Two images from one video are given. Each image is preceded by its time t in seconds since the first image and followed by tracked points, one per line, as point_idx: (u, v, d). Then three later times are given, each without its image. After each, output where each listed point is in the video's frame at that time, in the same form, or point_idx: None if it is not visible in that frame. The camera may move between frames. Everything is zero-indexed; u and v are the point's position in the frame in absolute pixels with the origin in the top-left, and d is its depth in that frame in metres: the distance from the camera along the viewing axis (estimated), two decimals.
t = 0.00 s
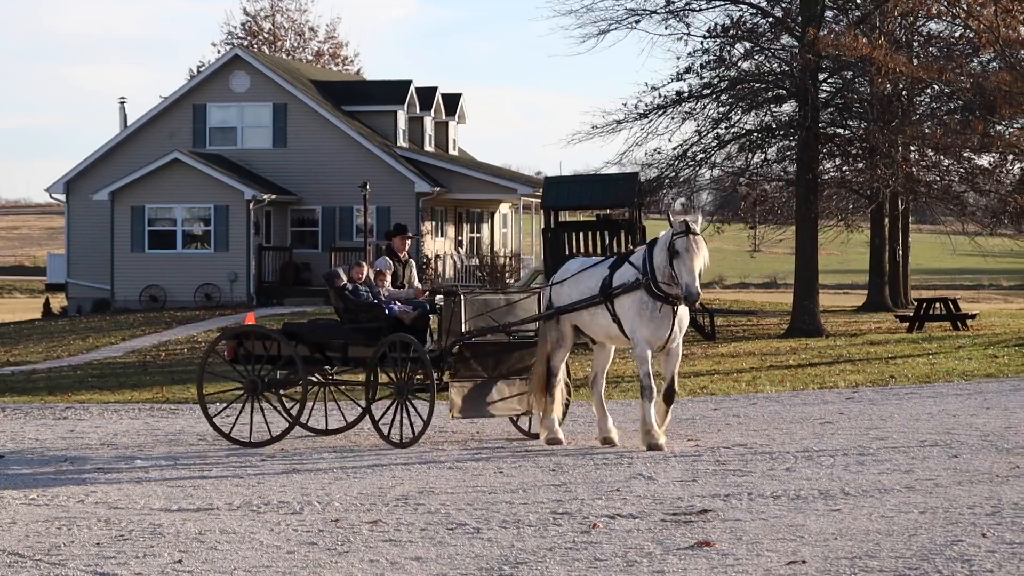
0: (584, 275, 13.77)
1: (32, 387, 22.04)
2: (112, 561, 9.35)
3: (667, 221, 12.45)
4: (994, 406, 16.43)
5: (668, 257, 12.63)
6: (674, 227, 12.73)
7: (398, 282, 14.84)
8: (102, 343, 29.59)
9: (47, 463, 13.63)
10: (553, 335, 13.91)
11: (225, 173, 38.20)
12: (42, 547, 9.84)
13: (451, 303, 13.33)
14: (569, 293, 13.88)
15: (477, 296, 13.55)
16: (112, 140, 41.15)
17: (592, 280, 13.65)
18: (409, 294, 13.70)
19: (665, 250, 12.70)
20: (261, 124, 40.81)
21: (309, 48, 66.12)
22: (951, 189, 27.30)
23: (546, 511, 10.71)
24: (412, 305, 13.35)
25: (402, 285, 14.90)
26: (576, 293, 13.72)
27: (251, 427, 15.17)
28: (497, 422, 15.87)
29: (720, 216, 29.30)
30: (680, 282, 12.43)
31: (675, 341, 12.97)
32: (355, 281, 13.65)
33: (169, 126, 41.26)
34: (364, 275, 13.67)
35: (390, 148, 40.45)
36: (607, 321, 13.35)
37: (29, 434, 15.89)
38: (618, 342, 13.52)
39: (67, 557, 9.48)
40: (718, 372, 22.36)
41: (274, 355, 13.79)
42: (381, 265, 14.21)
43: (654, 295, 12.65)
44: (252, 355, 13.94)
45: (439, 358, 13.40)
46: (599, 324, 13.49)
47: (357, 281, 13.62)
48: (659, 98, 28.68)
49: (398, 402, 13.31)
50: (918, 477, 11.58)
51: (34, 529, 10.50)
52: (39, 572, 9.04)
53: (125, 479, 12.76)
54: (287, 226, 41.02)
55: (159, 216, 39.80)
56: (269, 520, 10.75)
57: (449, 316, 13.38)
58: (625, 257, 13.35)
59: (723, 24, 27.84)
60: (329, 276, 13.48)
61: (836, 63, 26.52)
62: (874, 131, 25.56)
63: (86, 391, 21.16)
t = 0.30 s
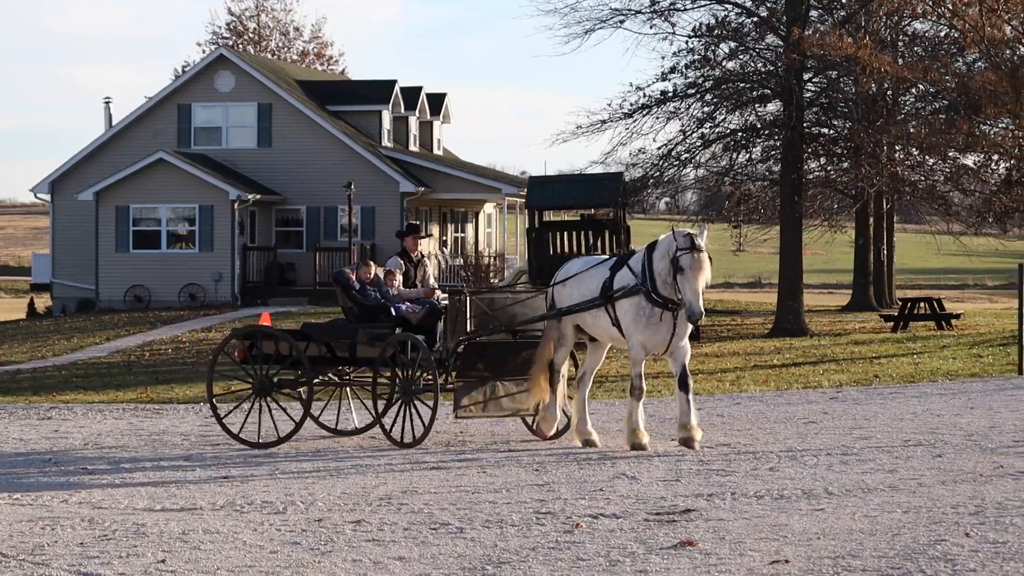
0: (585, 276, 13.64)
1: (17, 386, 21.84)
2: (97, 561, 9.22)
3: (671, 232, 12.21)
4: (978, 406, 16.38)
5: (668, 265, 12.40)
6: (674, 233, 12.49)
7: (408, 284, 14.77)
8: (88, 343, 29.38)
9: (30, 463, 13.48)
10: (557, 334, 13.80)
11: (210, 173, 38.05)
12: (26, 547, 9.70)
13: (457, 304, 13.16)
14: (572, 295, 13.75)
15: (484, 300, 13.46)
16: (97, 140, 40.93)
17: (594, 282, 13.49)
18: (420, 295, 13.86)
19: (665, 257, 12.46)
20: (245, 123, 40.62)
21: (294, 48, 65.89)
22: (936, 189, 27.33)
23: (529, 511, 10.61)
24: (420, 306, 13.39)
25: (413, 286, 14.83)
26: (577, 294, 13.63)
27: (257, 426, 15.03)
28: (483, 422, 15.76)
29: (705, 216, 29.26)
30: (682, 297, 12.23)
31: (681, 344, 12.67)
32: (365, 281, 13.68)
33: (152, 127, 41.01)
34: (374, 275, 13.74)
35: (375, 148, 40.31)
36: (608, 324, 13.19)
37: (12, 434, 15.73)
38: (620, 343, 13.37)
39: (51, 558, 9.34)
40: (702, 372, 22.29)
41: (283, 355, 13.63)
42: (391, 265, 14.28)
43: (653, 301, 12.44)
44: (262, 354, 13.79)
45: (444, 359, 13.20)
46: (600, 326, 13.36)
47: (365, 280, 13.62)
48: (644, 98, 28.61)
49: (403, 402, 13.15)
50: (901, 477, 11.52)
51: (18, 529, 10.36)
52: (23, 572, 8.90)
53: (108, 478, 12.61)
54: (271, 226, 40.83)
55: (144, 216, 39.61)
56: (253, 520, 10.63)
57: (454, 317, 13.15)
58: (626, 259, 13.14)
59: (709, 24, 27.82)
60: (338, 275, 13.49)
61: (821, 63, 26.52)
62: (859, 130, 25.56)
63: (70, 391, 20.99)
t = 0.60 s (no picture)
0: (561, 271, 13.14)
1: None
2: (54, 560, 8.92)
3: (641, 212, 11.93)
4: (933, 405, 16.29)
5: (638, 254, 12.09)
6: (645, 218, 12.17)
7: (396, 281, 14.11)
8: (45, 344, 28.86)
9: None
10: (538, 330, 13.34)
11: (166, 172, 37.56)
12: None
13: (432, 302, 12.91)
14: (545, 291, 13.22)
15: (464, 296, 13.17)
16: (52, 140, 40.38)
17: (565, 278, 13.00)
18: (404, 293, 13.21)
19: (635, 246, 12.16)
20: (202, 123, 40.16)
21: (251, 47, 65.30)
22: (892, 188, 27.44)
23: (485, 510, 10.40)
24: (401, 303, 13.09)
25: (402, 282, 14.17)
26: (552, 290, 13.07)
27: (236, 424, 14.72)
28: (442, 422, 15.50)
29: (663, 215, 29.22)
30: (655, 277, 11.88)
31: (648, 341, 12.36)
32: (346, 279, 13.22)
33: (109, 126, 40.47)
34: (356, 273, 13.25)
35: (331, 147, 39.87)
36: (576, 322, 12.71)
37: None
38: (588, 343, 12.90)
39: (6, 557, 9.03)
40: (658, 371, 22.14)
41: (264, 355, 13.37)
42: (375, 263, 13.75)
43: (620, 297, 12.11)
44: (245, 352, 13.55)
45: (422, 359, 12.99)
46: (569, 325, 12.86)
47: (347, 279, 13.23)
48: (599, 97, 28.48)
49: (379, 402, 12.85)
50: (856, 475, 11.38)
51: None
52: None
53: (61, 478, 12.27)
54: (228, 226, 40.38)
55: (101, 216, 39.11)
56: (209, 519, 10.34)
57: (432, 316, 12.90)
58: (597, 253, 12.74)
59: (664, 23, 27.64)
60: (318, 274, 13.16)
61: (777, 62, 26.61)
62: (815, 130, 25.51)
63: (25, 391, 20.53)
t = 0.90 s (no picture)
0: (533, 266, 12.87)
1: None
2: (8, 558, 8.67)
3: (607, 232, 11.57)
4: (893, 400, 16.17)
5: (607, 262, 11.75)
6: (614, 227, 11.80)
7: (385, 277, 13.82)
8: None
9: None
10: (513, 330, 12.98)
11: (124, 169, 37.12)
12: None
13: (409, 299, 12.44)
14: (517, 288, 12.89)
15: (442, 293, 12.91)
16: (8, 137, 39.84)
17: (537, 273, 12.68)
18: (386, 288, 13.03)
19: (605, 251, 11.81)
20: (160, 119, 39.62)
21: (209, 44, 64.69)
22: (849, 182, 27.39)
23: (443, 506, 10.19)
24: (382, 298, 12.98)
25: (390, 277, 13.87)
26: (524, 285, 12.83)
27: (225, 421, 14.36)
28: (403, 418, 15.25)
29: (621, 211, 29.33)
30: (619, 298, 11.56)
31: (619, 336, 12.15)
32: (325, 274, 13.05)
33: (68, 122, 39.98)
34: (335, 268, 13.07)
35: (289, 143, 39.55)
36: (552, 316, 12.39)
37: None
38: (563, 338, 12.60)
39: None
40: (617, 367, 22.02)
41: (244, 352, 13.16)
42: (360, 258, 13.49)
43: (593, 294, 11.81)
44: (224, 350, 13.36)
45: (399, 353, 12.59)
46: (545, 320, 12.54)
47: (326, 275, 13.05)
48: (556, 93, 28.26)
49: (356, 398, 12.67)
50: (814, 469, 11.23)
51: None
52: None
53: (16, 474, 11.97)
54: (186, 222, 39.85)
55: (59, 213, 38.59)
56: (167, 516, 10.08)
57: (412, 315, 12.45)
58: (567, 250, 12.44)
59: (622, 18, 27.45)
60: (298, 270, 13.06)
61: (734, 57, 26.56)
62: (773, 125, 25.45)
63: None
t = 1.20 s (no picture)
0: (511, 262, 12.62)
1: None
2: None
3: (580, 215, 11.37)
4: (862, 396, 16.15)
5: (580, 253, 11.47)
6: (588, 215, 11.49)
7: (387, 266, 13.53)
8: None
9: None
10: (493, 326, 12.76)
11: (95, 165, 36.70)
12: None
13: (397, 295, 12.24)
14: (499, 284, 12.66)
15: (426, 286, 12.48)
16: None
17: (519, 269, 12.46)
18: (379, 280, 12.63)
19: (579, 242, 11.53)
20: (130, 116, 39.28)
21: (180, 41, 64.19)
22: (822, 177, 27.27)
23: (415, 502, 10.05)
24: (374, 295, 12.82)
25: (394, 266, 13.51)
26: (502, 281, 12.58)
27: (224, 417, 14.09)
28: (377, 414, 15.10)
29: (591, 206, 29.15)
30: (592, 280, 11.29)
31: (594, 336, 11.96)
32: (321, 272, 13.07)
33: (40, 119, 39.67)
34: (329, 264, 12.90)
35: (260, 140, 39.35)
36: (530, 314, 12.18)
37: None
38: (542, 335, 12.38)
39: None
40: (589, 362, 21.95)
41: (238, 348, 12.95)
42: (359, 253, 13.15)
43: (566, 289, 11.56)
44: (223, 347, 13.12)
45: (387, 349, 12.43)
46: (524, 317, 12.32)
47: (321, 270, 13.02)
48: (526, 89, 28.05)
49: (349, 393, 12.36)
50: (785, 464, 11.16)
51: None
52: None
53: None
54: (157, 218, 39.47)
55: (30, 209, 38.23)
56: (139, 512, 9.91)
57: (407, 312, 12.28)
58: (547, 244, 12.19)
59: (593, 13, 27.24)
60: (293, 266, 13.05)
61: (705, 53, 26.53)
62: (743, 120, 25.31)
63: None
